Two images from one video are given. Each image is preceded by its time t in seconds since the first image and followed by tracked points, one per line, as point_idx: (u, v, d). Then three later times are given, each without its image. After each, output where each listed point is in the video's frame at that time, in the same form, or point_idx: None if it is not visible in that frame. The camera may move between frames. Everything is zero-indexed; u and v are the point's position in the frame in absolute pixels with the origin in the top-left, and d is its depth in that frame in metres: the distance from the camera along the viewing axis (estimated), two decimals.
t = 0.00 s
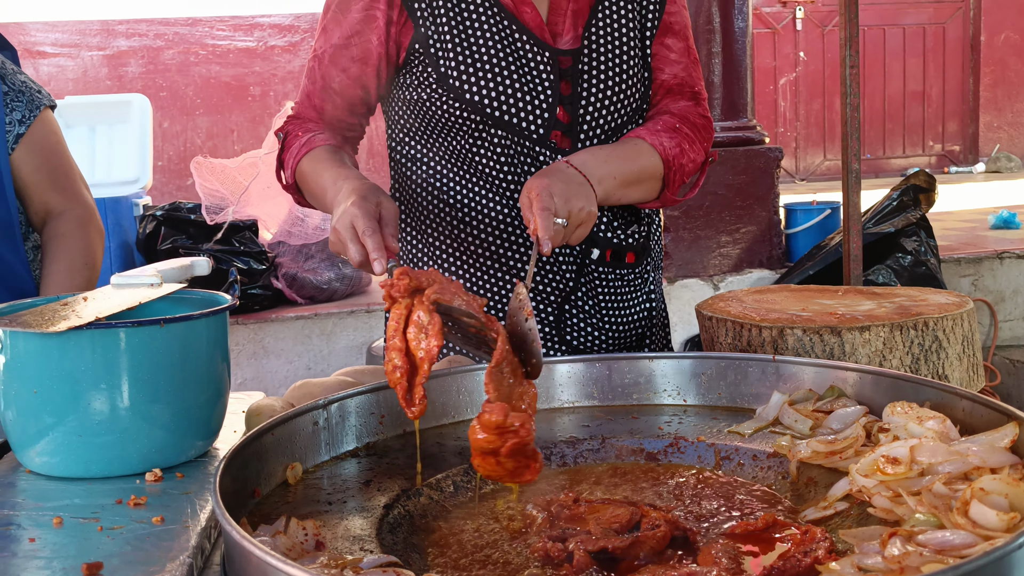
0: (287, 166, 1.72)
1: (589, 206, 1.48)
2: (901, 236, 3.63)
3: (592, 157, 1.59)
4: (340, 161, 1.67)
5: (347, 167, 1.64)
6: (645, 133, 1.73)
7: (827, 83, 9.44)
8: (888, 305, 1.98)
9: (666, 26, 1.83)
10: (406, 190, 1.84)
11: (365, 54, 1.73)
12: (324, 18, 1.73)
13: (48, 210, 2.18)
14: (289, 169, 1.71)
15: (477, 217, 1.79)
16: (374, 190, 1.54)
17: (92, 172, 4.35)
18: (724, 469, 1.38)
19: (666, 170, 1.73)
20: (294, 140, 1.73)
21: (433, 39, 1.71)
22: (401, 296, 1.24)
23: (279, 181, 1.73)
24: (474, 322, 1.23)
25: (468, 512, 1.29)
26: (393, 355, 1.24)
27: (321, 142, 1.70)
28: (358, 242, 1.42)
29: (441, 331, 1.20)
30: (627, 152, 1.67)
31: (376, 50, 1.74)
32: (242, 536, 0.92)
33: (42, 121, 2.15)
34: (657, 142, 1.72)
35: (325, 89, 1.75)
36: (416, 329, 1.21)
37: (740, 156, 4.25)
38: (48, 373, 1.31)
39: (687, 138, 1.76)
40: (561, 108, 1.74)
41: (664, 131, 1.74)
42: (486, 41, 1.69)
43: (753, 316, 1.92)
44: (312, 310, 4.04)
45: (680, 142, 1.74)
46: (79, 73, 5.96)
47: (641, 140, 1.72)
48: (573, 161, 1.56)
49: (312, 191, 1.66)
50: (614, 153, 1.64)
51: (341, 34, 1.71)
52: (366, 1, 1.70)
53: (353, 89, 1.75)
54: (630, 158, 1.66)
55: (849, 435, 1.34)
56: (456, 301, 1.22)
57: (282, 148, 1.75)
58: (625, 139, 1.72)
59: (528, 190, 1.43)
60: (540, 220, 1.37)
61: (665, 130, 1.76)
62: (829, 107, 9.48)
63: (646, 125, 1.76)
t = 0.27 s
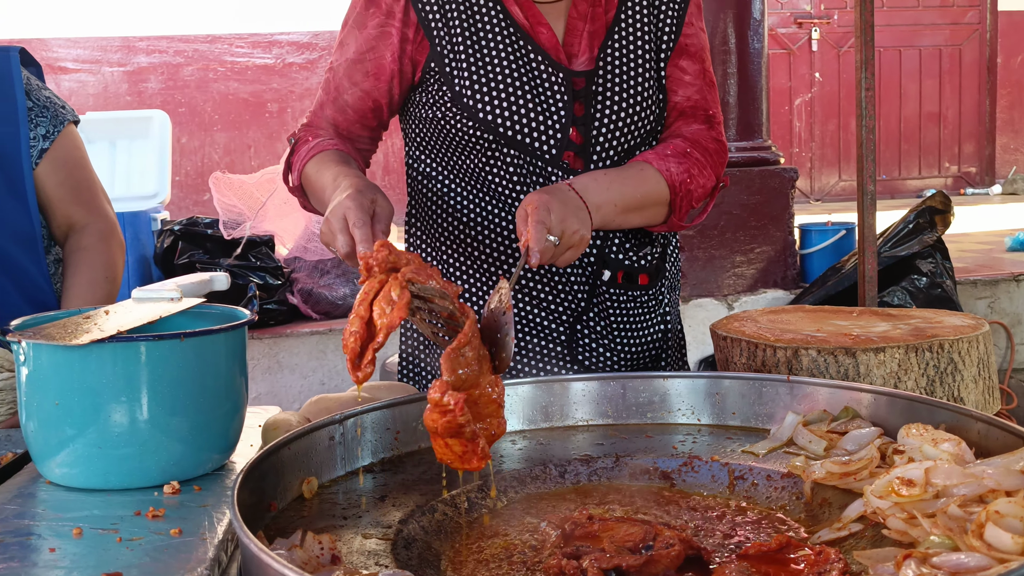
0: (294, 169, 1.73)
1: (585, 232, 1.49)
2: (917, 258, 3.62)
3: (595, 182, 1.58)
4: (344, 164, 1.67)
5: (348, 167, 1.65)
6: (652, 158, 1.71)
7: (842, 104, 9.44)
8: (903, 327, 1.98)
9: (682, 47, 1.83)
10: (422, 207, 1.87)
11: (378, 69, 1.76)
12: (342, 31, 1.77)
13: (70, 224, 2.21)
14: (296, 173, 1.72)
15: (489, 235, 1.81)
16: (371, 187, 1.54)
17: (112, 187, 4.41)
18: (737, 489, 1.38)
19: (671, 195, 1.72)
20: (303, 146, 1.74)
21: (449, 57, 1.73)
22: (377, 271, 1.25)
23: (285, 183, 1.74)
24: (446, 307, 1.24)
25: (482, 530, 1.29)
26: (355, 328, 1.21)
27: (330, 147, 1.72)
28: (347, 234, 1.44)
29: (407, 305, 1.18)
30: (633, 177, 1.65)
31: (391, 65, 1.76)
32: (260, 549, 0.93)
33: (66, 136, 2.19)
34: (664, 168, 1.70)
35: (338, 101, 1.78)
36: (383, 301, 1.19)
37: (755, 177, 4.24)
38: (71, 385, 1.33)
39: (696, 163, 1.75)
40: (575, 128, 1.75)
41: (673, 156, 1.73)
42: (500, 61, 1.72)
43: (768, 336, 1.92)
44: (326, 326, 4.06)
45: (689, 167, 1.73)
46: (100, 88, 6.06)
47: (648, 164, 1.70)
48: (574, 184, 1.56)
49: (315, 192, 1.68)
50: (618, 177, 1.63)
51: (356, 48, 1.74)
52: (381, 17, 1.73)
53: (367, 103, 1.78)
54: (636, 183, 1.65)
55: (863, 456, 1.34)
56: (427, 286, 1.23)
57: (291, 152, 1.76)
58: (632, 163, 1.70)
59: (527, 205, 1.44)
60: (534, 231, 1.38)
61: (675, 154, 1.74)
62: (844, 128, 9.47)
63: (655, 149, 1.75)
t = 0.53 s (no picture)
0: (314, 200, 1.75)
1: (610, 289, 1.50)
2: (935, 281, 3.59)
3: (618, 231, 1.58)
4: (365, 199, 1.68)
5: (373, 205, 1.66)
6: (671, 196, 1.71)
7: (859, 126, 9.42)
8: (920, 350, 1.97)
9: (700, 73, 1.84)
10: (439, 229, 1.88)
11: (398, 92, 1.78)
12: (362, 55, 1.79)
13: (93, 243, 2.23)
14: (316, 203, 1.74)
15: (506, 258, 1.82)
16: (402, 233, 1.55)
17: (132, 206, 4.46)
18: (753, 513, 1.37)
19: (692, 235, 1.71)
20: (322, 177, 1.76)
21: (468, 81, 1.75)
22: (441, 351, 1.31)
23: (305, 213, 1.76)
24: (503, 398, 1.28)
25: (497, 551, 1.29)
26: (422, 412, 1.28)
27: (350, 179, 1.74)
28: (377, 283, 1.44)
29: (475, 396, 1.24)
30: (654, 221, 1.65)
31: (411, 88, 1.78)
32: (275, 568, 0.93)
33: (90, 157, 2.22)
34: (683, 208, 1.70)
35: (357, 124, 1.79)
36: (449, 389, 1.25)
37: (771, 199, 4.24)
38: (90, 402, 1.34)
39: (715, 199, 1.74)
40: (592, 153, 1.76)
41: (693, 195, 1.73)
42: (519, 85, 1.73)
43: (784, 358, 1.92)
44: (342, 345, 4.08)
45: (708, 205, 1.72)
46: (120, 108, 6.14)
47: (668, 204, 1.70)
48: (600, 236, 1.56)
49: (338, 228, 1.69)
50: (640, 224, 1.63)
51: (376, 72, 1.77)
52: (402, 41, 1.76)
53: (386, 126, 1.80)
54: (656, 226, 1.65)
55: (880, 480, 1.33)
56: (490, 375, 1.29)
57: (312, 181, 1.79)
58: (653, 203, 1.70)
59: (557, 261, 1.44)
60: (566, 296, 1.39)
61: (694, 190, 1.74)
62: (861, 149, 9.45)
63: (676, 186, 1.74)
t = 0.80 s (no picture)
0: (346, 239, 1.74)
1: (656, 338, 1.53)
2: (952, 302, 3.59)
3: (655, 275, 1.61)
4: (400, 241, 1.68)
5: (413, 248, 1.66)
6: (700, 230, 1.74)
7: (876, 147, 9.42)
8: (936, 373, 1.98)
9: (718, 99, 1.87)
10: (462, 253, 1.91)
11: (426, 120, 1.79)
12: (387, 85, 1.79)
13: (117, 264, 2.27)
14: (349, 241, 1.73)
15: (530, 282, 1.84)
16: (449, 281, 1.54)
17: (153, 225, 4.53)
18: (769, 533, 1.37)
19: (720, 267, 1.75)
20: (354, 213, 1.76)
21: (493, 107, 1.77)
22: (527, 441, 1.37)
23: (338, 251, 1.75)
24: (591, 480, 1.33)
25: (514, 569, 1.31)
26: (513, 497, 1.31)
27: (384, 218, 1.74)
28: (432, 338, 1.42)
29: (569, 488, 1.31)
30: (683, 257, 1.69)
31: (439, 116, 1.79)
32: None
33: (117, 180, 2.27)
34: (713, 243, 1.73)
35: (384, 154, 1.81)
36: (544, 476, 1.31)
37: (788, 220, 4.27)
38: (119, 421, 1.37)
39: (739, 230, 1.77)
40: (616, 177, 1.79)
41: (721, 228, 1.75)
42: (544, 112, 1.76)
43: (800, 381, 1.93)
44: (360, 365, 4.11)
45: (734, 237, 1.75)
46: (142, 129, 6.23)
47: (698, 239, 1.73)
48: (640, 280, 1.59)
49: (374, 270, 1.68)
50: (674, 266, 1.66)
51: (404, 101, 1.78)
52: (429, 68, 1.77)
53: (413, 155, 1.82)
54: (686, 263, 1.68)
55: (896, 502, 1.34)
56: (579, 465, 1.36)
57: (341, 219, 1.78)
58: (686, 241, 1.73)
59: (606, 313, 1.46)
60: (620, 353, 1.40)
61: (720, 222, 1.76)
62: (878, 170, 9.44)
63: (702, 219, 1.76)
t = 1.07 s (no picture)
0: (378, 256, 1.77)
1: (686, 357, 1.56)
2: (968, 321, 3.59)
3: (685, 296, 1.64)
4: (434, 258, 1.71)
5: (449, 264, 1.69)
6: (722, 250, 1.78)
7: (892, 164, 9.41)
8: (950, 392, 1.99)
9: (736, 122, 1.91)
10: (484, 270, 1.94)
11: (453, 140, 1.82)
12: (413, 106, 1.82)
13: (145, 280, 2.33)
14: (380, 259, 1.77)
15: (551, 300, 1.87)
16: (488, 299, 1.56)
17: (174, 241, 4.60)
18: (784, 548, 1.39)
19: (740, 286, 1.78)
20: (384, 233, 1.79)
21: (517, 127, 1.81)
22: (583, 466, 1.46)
23: (369, 268, 1.78)
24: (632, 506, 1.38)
25: None
26: (555, 511, 1.38)
27: (415, 236, 1.77)
28: (470, 353, 1.45)
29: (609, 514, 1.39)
30: (709, 277, 1.72)
31: (466, 136, 1.82)
32: None
33: (145, 199, 2.33)
34: (734, 262, 1.76)
35: (411, 175, 1.83)
36: (587, 499, 1.39)
37: (802, 237, 4.28)
38: (149, 434, 1.41)
39: (758, 251, 1.80)
40: (638, 198, 1.82)
41: (742, 248, 1.78)
42: (567, 133, 1.80)
43: (814, 399, 1.95)
44: (377, 380, 4.15)
45: (754, 257, 1.79)
46: (161, 145, 6.31)
47: (721, 260, 1.76)
48: (671, 299, 1.62)
49: (407, 286, 1.71)
50: (700, 287, 1.69)
51: (431, 122, 1.80)
52: (456, 89, 1.80)
53: (440, 175, 1.85)
54: (711, 283, 1.71)
55: (909, 519, 1.37)
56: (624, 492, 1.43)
57: (370, 238, 1.80)
58: (709, 261, 1.76)
59: (640, 333, 1.48)
60: (655, 375, 1.43)
61: (740, 243, 1.80)
62: (894, 187, 9.42)
63: (724, 239, 1.80)
